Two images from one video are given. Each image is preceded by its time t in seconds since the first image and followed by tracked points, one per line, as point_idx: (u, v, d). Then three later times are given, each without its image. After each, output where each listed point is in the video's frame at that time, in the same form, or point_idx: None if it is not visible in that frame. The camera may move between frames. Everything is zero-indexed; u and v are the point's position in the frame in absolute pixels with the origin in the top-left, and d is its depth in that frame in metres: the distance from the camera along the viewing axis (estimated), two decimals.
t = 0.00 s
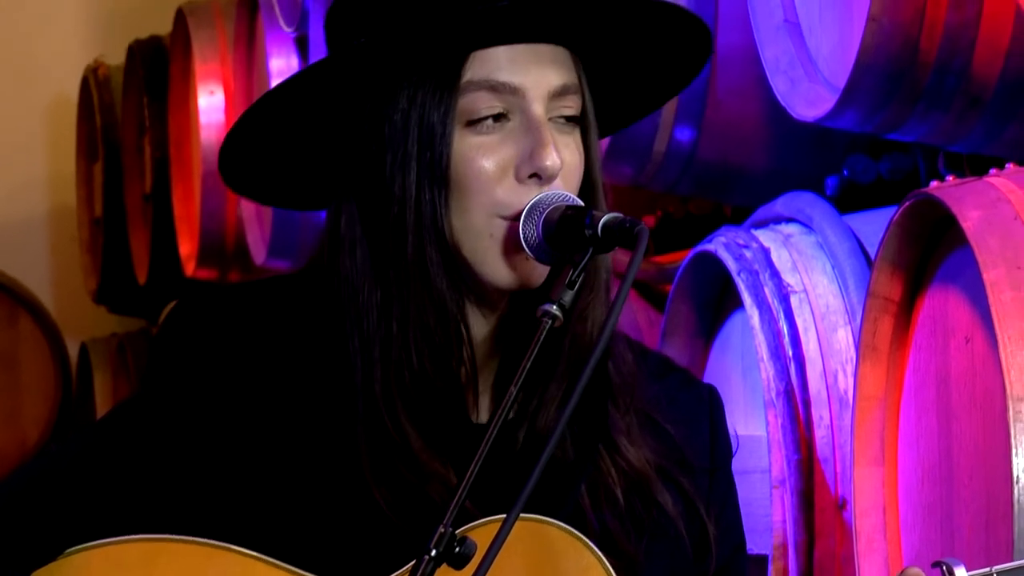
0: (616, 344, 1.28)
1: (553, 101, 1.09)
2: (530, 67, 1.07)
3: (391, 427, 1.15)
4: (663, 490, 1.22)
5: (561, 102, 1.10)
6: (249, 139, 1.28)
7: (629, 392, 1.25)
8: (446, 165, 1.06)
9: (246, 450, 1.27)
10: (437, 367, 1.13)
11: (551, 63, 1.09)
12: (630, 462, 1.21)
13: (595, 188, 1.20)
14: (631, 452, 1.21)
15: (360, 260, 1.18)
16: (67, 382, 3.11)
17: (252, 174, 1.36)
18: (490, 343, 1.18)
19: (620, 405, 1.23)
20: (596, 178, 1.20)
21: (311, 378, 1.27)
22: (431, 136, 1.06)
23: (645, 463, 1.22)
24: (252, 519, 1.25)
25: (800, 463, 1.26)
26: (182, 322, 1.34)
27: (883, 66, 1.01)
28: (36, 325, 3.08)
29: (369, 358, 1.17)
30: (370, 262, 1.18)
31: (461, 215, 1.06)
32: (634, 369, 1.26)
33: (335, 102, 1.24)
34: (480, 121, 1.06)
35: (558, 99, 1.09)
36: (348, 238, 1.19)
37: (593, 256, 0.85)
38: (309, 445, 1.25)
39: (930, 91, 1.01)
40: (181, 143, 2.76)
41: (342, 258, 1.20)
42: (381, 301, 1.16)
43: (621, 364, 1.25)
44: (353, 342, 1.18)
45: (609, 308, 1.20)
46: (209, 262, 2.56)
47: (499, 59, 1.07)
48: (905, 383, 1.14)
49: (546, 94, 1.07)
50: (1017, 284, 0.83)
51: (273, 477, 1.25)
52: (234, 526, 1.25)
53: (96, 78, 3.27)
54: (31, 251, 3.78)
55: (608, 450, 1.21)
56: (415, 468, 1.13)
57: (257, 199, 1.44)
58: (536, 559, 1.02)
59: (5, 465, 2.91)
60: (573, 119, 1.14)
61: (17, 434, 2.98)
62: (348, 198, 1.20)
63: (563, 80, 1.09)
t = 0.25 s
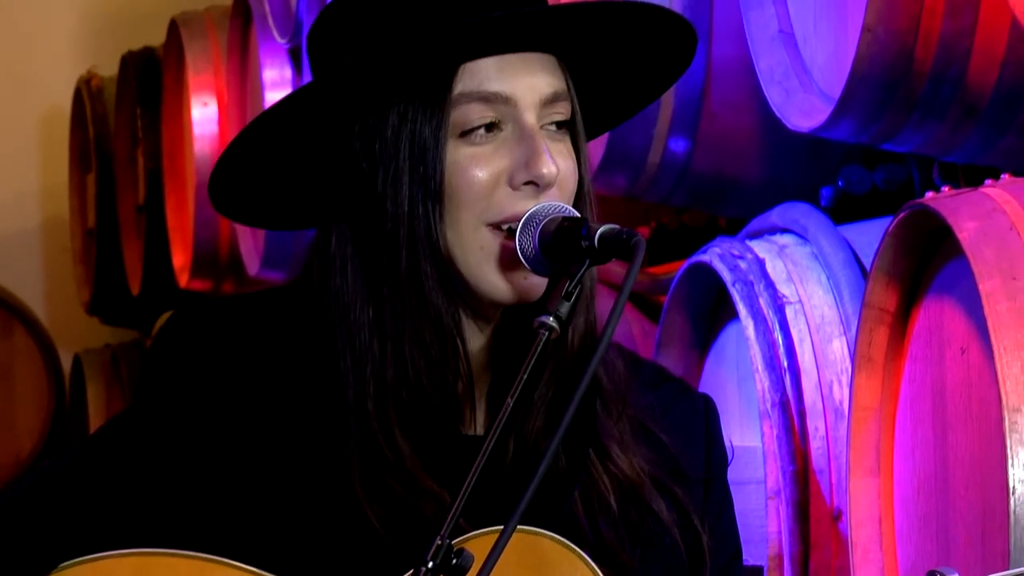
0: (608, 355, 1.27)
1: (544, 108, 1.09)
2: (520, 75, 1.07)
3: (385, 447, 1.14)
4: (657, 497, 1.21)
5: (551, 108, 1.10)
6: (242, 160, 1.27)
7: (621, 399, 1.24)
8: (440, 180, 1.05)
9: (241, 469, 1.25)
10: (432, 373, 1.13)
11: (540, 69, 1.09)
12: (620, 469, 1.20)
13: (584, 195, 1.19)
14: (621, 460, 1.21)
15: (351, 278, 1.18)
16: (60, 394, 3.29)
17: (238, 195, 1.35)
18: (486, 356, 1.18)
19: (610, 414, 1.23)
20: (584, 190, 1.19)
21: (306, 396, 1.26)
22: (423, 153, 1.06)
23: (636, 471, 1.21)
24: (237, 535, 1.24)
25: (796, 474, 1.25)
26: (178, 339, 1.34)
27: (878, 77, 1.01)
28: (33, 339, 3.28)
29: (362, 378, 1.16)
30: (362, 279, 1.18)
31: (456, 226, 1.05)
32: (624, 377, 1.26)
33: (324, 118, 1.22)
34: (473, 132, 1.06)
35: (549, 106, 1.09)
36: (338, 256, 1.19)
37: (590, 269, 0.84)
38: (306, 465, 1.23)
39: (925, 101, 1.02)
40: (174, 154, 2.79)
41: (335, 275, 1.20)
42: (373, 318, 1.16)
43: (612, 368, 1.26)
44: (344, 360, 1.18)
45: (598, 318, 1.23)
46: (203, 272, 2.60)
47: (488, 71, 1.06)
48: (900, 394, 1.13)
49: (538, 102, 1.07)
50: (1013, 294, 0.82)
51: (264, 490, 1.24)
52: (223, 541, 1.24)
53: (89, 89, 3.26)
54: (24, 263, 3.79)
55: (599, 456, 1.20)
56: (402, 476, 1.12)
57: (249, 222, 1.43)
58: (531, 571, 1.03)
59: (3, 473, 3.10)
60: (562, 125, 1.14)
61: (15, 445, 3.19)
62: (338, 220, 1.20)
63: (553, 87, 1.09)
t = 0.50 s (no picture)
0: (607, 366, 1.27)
1: (544, 121, 1.09)
2: (519, 89, 1.07)
3: (385, 465, 1.14)
4: (657, 505, 1.21)
5: (551, 121, 1.10)
6: (243, 181, 1.26)
7: (620, 408, 1.24)
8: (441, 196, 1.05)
9: (242, 484, 1.26)
10: (436, 399, 1.13)
11: (539, 82, 1.09)
12: (619, 479, 1.20)
13: (584, 207, 1.19)
14: (621, 469, 1.20)
15: (352, 296, 1.18)
16: (57, 404, 3.31)
17: (236, 213, 1.33)
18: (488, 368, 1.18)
19: (610, 423, 1.23)
20: (584, 201, 1.19)
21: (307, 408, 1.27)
22: (423, 169, 1.06)
23: (636, 481, 1.21)
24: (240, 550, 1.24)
25: (796, 486, 1.24)
26: (177, 355, 1.37)
27: (878, 89, 1.01)
28: (29, 350, 3.31)
29: (363, 396, 1.16)
30: (361, 298, 1.17)
31: (457, 241, 1.05)
32: (623, 389, 1.25)
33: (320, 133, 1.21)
34: (474, 149, 1.06)
35: (549, 118, 1.09)
36: (337, 275, 1.19)
37: (591, 280, 0.84)
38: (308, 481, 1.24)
39: (924, 113, 1.02)
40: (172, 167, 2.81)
41: (335, 295, 1.19)
42: (373, 336, 1.16)
43: (612, 381, 1.25)
44: (344, 379, 1.18)
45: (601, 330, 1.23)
46: (201, 285, 2.61)
47: (487, 85, 1.06)
48: (901, 406, 1.12)
49: (537, 115, 1.07)
50: (1014, 306, 0.81)
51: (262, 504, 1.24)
52: (224, 556, 1.24)
53: (87, 101, 3.25)
54: (24, 274, 3.90)
55: (599, 467, 1.20)
56: (402, 494, 1.12)
57: (246, 240, 1.43)
58: None
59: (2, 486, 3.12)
60: (562, 137, 1.14)
61: (13, 458, 3.20)
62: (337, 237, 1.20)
63: (552, 99, 1.09)
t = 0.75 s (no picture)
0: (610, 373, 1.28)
1: (546, 132, 1.09)
2: (520, 102, 1.07)
3: (387, 479, 1.15)
4: (660, 512, 1.21)
5: (553, 132, 1.10)
6: (258, 186, 1.27)
7: (623, 412, 1.26)
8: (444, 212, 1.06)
9: (248, 492, 1.28)
10: (440, 415, 1.14)
11: (540, 93, 1.09)
12: (622, 485, 1.20)
13: (587, 217, 1.19)
14: (623, 476, 1.21)
15: (353, 311, 1.18)
16: (58, 414, 3.31)
17: (238, 220, 1.33)
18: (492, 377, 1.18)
19: (613, 428, 1.24)
20: (587, 211, 1.19)
21: (308, 416, 1.29)
22: (426, 183, 1.06)
23: (638, 487, 1.21)
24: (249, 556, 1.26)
25: (798, 496, 1.24)
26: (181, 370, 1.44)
27: (880, 98, 1.01)
28: (29, 360, 3.31)
29: (364, 411, 1.17)
30: (364, 313, 1.18)
31: (463, 254, 1.05)
32: (621, 403, 1.26)
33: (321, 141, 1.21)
34: (477, 163, 1.06)
35: (551, 129, 1.09)
36: (339, 291, 1.19)
37: (595, 289, 0.85)
38: (313, 489, 1.25)
39: (927, 123, 1.02)
40: (173, 177, 2.83)
41: (336, 309, 1.20)
42: (376, 352, 1.17)
43: (615, 386, 1.27)
44: (346, 394, 1.18)
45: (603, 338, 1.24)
46: (202, 295, 2.61)
47: (488, 99, 1.06)
48: (903, 416, 1.12)
49: (539, 127, 1.07)
50: (1017, 316, 0.81)
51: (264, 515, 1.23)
52: (235, 561, 1.26)
53: (87, 111, 3.26)
54: (23, 285, 3.92)
55: (601, 472, 1.20)
56: (405, 509, 1.13)
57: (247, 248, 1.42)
58: None
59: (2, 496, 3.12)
60: (564, 148, 1.14)
61: (13, 468, 3.19)
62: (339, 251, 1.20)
63: (554, 110, 1.09)
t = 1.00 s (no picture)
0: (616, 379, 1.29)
1: (551, 143, 1.09)
2: (524, 115, 1.06)
3: (392, 496, 1.16)
4: (667, 517, 1.21)
5: (557, 143, 1.09)
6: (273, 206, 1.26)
7: (630, 418, 1.27)
8: (450, 228, 1.06)
9: (257, 494, 1.31)
10: (445, 432, 1.15)
11: (544, 104, 1.08)
12: (629, 490, 1.20)
13: (593, 225, 1.19)
14: (630, 481, 1.21)
15: (358, 329, 1.20)
16: (58, 421, 3.33)
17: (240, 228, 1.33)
18: (498, 385, 1.19)
19: (620, 433, 1.25)
20: (593, 220, 1.19)
21: (310, 422, 1.31)
22: (430, 199, 1.07)
23: (645, 492, 1.22)
24: (264, 552, 1.29)
25: (800, 504, 1.24)
26: (185, 374, 1.43)
27: (883, 106, 1.00)
28: (30, 366, 3.32)
29: (369, 429, 1.19)
30: (368, 330, 1.20)
31: (472, 270, 1.05)
32: (629, 412, 1.27)
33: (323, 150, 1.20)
34: (483, 178, 1.06)
35: (555, 140, 1.09)
36: (345, 306, 1.21)
37: (600, 297, 0.85)
38: (318, 490, 1.27)
39: (930, 132, 1.02)
40: (173, 184, 2.84)
41: (342, 327, 1.22)
42: (380, 367, 1.18)
43: (620, 392, 1.28)
44: (351, 411, 1.21)
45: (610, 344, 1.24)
46: (203, 301, 2.61)
47: (492, 112, 1.06)
48: (906, 424, 1.11)
49: (544, 139, 1.07)
50: (1020, 324, 0.81)
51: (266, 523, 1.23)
52: (249, 559, 1.30)
53: (88, 117, 3.26)
54: (23, 290, 3.94)
55: (608, 478, 1.21)
56: (409, 526, 1.14)
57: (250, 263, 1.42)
58: None
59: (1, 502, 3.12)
60: (569, 157, 1.14)
61: (12, 474, 3.19)
62: (345, 267, 1.22)
63: (558, 121, 1.09)
